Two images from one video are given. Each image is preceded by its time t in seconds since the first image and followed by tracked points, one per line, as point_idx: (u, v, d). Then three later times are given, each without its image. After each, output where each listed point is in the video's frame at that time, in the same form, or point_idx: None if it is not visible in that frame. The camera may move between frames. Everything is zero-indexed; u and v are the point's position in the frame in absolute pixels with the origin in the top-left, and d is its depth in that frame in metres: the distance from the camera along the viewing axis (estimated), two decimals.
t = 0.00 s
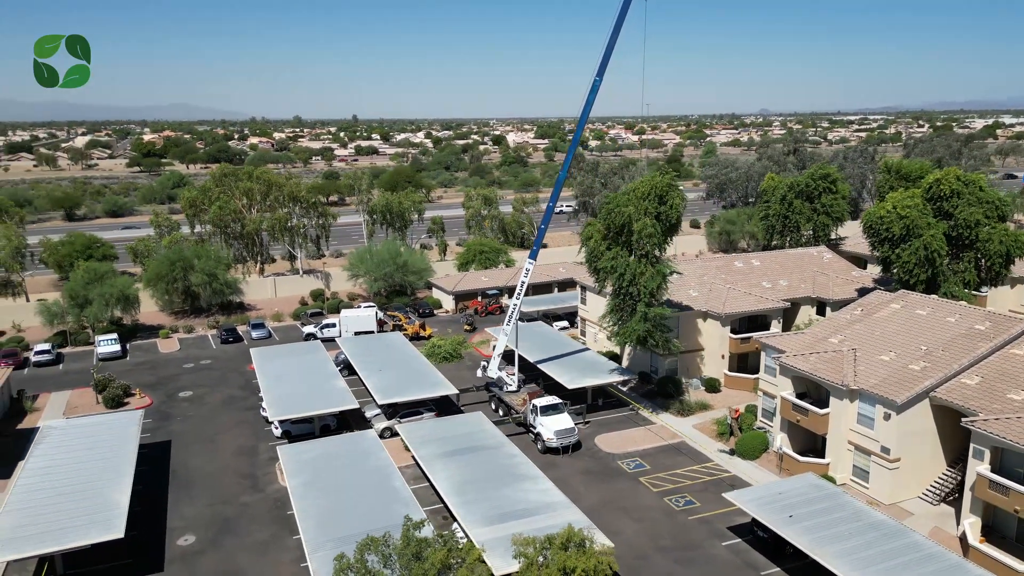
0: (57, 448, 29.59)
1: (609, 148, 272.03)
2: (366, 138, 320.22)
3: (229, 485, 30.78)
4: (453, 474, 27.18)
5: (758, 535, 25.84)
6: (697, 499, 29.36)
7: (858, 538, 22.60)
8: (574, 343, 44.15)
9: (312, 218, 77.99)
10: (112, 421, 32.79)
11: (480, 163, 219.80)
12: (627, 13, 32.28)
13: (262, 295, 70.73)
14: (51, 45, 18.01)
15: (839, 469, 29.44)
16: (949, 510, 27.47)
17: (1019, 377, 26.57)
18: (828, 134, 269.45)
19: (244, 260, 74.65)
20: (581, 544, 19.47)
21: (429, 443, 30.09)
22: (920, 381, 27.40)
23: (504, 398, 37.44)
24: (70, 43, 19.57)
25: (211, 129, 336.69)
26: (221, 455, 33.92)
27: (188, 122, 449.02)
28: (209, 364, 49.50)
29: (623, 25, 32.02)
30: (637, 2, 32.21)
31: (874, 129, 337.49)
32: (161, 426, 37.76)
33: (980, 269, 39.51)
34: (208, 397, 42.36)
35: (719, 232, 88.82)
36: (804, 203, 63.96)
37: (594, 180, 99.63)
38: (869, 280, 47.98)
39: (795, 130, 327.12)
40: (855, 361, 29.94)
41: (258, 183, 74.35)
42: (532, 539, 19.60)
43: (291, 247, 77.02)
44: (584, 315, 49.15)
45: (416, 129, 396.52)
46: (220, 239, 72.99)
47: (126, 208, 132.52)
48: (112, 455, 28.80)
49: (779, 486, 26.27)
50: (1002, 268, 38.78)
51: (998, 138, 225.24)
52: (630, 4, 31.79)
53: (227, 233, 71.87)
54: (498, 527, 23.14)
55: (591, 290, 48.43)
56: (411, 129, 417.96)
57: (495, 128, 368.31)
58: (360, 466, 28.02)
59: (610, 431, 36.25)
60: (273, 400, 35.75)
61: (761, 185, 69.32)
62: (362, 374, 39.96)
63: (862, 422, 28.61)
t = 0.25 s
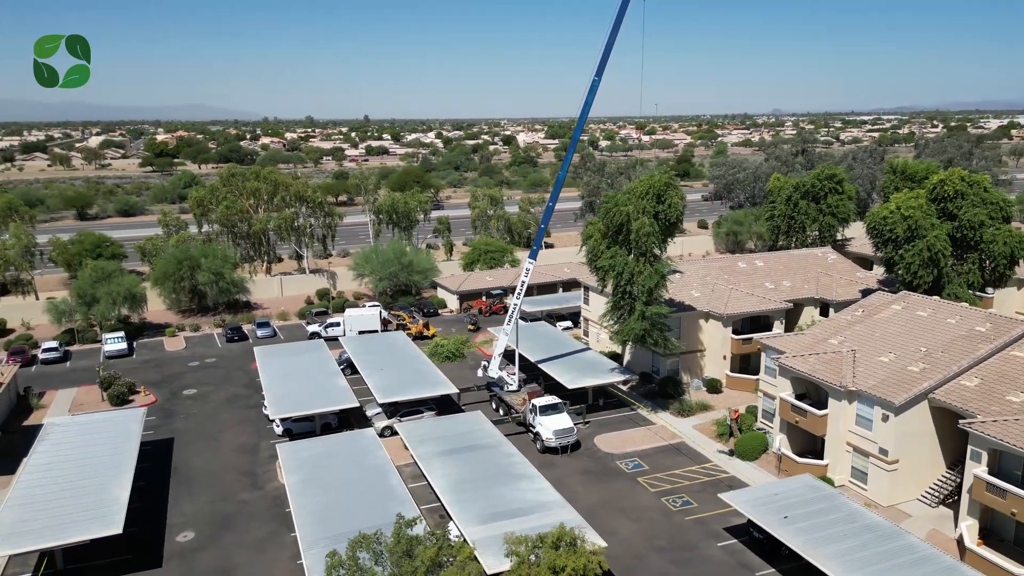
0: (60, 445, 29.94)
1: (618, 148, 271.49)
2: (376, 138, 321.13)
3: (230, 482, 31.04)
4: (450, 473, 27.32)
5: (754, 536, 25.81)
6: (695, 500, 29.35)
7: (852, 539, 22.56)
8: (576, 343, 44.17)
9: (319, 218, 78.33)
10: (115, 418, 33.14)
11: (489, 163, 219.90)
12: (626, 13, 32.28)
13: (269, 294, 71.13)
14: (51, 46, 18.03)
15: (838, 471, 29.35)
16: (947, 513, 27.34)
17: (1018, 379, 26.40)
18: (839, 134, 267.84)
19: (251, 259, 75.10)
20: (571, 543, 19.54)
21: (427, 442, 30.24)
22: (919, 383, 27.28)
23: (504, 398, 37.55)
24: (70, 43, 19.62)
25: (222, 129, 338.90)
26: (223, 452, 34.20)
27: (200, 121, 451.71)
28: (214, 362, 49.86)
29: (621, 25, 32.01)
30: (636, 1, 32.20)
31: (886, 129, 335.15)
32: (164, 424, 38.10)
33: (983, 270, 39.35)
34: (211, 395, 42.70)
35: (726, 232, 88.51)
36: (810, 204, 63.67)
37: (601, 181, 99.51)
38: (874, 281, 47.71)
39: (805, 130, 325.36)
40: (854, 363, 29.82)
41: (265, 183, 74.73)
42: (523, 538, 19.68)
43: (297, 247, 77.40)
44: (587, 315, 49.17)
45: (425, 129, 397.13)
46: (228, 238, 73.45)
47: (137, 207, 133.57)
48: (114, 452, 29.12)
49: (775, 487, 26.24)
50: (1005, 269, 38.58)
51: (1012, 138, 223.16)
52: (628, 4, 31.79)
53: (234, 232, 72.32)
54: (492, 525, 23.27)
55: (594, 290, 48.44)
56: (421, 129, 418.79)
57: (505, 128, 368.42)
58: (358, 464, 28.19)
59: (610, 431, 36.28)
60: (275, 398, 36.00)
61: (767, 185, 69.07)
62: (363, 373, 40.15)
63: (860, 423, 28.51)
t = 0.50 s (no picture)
0: (63, 441, 30.32)
1: (627, 148, 271.23)
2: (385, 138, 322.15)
3: (231, 479, 31.30)
4: (446, 472, 27.43)
5: (750, 537, 25.77)
6: (692, 501, 29.34)
7: (846, 541, 22.50)
8: (578, 344, 44.18)
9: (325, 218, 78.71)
10: (118, 416, 33.50)
11: (497, 164, 220.11)
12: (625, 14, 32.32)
13: (275, 294, 71.55)
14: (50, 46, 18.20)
15: (837, 473, 29.26)
16: (946, 516, 27.20)
17: (1018, 382, 26.24)
18: (851, 134, 266.24)
19: (257, 259, 75.58)
20: (563, 543, 19.60)
21: (425, 441, 30.37)
22: (917, 385, 27.16)
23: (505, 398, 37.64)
24: (69, 43, 19.81)
25: (233, 130, 341.19)
26: (224, 450, 34.48)
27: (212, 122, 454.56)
28: (219, 361, 50.23)
29: (621, 25, 32.06)
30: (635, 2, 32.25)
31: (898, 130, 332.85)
32: (168, 421, 38.47)
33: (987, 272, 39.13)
34: (215, 394, 43.04)
35: (733, 233, 88.23)
36: (816, 205, 63.39)
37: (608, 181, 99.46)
38: (878, 283, 47.48)
39: (816, 131, 323.63)
40: (853, 364, 29.72)
41: (272, 183, 75.18)
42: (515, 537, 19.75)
43: (303, 247, 77.82)
44: (590, 315, 49.18)
45: (435, 130, 397.86)
46: (235, 238, 73.95)
47: (149, 207, 134.60)
48: (116, 449, 29.44)
49: (771, 488, 26.20)
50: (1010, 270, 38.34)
51: None
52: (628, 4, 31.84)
53: (241, 232, 72.80)
54: (486, 524, 23.36)
55: (596, 290, 48.43)
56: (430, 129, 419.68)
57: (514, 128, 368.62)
58: (355, 463, 28.35)
59: (610, 432, 36.31)
60: (276, 397, 36.25)
61: (773, 186, 68.83)
62: (365, 372, 40.35)
63: (859, 425, 28.41)
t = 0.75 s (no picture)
0: (67, 438, 30.67)
1: (636, 148, 270.57)
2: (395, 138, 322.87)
3: (231, 477, 31.56)
4: (443, 471, 27.57)
5: (746, 538, 25.72)
6: (690, 501, 29.32)
7: (840, 543, 22.45)
8: (580, 344, 44.23)
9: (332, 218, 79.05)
10: (121, 413, 33.84)
11: (506, 164, 220.16)
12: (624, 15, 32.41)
13: (282, 293, 71.94)
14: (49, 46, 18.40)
15: (836, 474, 29.14)
16: (945, 518, 27.05)
17: (1018, 384, 26.08)
18: (863, 135, 264.66)
19: (265, 258, 75.99)
20: (555, 542, 19.66)
21: (424, 440, 30.52)
22: (916, 387, 27.03)
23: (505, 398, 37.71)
24: (69, 43, 20.01)
25: (244, 130, 343.17)
26: (226, 448, 34.75)
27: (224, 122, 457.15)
28: (224, 359, 50.60)
29: (620, 26, 32.15)
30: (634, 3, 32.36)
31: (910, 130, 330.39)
32: (172, 419, 38.81)
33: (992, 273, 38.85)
34: (219, 392, 43.38)
35: (741, 234, 87.89)
36: (823, 205, 63.09)
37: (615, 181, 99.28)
38: (883, 284, 47.22)
39: (827, 131, 321.78)
40: (853, 366, 29.61)
41: (279, 183, 75.58)
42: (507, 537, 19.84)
43: (310, 246, 78.19)
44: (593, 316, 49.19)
45: (445, 130, 398.49)
46: (242, 237, 74.40)
47: (160, 207, 135.48)
48: (117, 446, 29.75)
49: (767, 489, 26.16)
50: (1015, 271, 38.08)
51: None
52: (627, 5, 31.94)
53: (249, 232, 73.22)
54: (480, 523, 23.48)
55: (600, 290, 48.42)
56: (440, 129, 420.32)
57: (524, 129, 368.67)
58: (354, 461, 28.53)
59: (610, 432, 36.32)
60: (278, 395, 36.51)
61: (780, 187, 68.54)
62: (367, 371, 40.54)
63: (858, 426, 28.30)
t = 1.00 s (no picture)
0: (70, 434, 31.03)
1: (646, 149, 270.07)
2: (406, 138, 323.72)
3: (232, 474, 31.84)
4: (441, 469, 27.71)
5: (742, 539, 25.70)
6: (687, 502, 29.32)
7: (835, 544, 22.39)
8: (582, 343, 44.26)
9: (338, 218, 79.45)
10: (125, 410, 34.20)
11: (515, 164, 220.23)
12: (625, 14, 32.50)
13: (288, 292, 72.36)
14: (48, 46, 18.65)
15: (835, 476, 29.05)
16: (943, 521, 26.91)
17: (1018, 386, 25.91)
18: (875, 135, 262.97)
19: (272, 258, 76.46)
20: (547, 540, 19.72)
21: (423, 438, 30.67)
22: (915, 389, 26.91)
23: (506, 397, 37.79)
24: (70, 43, 20.28)
25: (256, 130, 345.09)
26: (229, 446, 35.05)
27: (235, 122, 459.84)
28: (229, 357, 50.97)
29: (620, 27, 32.24)
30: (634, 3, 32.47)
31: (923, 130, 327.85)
32: (176, 417, 39.17)
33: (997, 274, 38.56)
34: (223, 390, 43.74)
35: (748, 234, 87.58)
36: (829, 206, 62.79)
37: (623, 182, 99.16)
38: (888, 285, 46.96)
39: (839, 131, 319.79)
40: (852, 367, 29.51)
41: (286, 182, 76.02)
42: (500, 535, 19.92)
43: (317, 246, 78.62)
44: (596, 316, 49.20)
45: (455, 130, 399.13)
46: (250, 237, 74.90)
47: (171, 207, 136.44)
48: (120, 443, 30.08)
49: (764, 489, 26.10)
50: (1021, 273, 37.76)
51: None
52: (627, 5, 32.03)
53: (256, 231, 73.69)
54: (475, 522, 23.60)
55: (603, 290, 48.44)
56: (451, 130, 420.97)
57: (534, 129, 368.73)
58: (352, 459, 28.72)
59: (610, 432, 36.35)
60: (281, 393, 36.79)
61: (787, 187, 68.26)
62: (369, 370, 40.77)
63: (856, 428, 28.19)
